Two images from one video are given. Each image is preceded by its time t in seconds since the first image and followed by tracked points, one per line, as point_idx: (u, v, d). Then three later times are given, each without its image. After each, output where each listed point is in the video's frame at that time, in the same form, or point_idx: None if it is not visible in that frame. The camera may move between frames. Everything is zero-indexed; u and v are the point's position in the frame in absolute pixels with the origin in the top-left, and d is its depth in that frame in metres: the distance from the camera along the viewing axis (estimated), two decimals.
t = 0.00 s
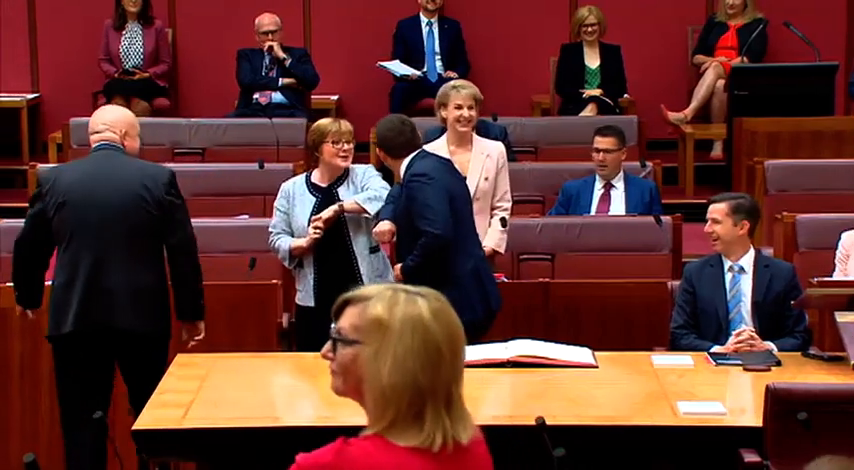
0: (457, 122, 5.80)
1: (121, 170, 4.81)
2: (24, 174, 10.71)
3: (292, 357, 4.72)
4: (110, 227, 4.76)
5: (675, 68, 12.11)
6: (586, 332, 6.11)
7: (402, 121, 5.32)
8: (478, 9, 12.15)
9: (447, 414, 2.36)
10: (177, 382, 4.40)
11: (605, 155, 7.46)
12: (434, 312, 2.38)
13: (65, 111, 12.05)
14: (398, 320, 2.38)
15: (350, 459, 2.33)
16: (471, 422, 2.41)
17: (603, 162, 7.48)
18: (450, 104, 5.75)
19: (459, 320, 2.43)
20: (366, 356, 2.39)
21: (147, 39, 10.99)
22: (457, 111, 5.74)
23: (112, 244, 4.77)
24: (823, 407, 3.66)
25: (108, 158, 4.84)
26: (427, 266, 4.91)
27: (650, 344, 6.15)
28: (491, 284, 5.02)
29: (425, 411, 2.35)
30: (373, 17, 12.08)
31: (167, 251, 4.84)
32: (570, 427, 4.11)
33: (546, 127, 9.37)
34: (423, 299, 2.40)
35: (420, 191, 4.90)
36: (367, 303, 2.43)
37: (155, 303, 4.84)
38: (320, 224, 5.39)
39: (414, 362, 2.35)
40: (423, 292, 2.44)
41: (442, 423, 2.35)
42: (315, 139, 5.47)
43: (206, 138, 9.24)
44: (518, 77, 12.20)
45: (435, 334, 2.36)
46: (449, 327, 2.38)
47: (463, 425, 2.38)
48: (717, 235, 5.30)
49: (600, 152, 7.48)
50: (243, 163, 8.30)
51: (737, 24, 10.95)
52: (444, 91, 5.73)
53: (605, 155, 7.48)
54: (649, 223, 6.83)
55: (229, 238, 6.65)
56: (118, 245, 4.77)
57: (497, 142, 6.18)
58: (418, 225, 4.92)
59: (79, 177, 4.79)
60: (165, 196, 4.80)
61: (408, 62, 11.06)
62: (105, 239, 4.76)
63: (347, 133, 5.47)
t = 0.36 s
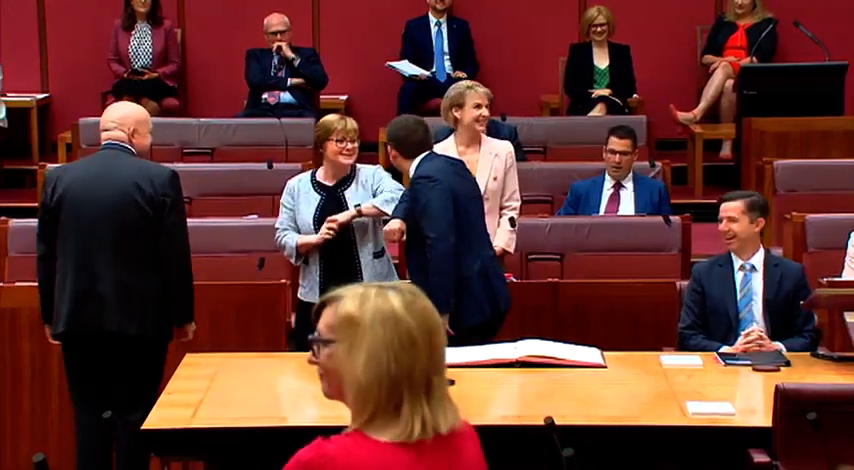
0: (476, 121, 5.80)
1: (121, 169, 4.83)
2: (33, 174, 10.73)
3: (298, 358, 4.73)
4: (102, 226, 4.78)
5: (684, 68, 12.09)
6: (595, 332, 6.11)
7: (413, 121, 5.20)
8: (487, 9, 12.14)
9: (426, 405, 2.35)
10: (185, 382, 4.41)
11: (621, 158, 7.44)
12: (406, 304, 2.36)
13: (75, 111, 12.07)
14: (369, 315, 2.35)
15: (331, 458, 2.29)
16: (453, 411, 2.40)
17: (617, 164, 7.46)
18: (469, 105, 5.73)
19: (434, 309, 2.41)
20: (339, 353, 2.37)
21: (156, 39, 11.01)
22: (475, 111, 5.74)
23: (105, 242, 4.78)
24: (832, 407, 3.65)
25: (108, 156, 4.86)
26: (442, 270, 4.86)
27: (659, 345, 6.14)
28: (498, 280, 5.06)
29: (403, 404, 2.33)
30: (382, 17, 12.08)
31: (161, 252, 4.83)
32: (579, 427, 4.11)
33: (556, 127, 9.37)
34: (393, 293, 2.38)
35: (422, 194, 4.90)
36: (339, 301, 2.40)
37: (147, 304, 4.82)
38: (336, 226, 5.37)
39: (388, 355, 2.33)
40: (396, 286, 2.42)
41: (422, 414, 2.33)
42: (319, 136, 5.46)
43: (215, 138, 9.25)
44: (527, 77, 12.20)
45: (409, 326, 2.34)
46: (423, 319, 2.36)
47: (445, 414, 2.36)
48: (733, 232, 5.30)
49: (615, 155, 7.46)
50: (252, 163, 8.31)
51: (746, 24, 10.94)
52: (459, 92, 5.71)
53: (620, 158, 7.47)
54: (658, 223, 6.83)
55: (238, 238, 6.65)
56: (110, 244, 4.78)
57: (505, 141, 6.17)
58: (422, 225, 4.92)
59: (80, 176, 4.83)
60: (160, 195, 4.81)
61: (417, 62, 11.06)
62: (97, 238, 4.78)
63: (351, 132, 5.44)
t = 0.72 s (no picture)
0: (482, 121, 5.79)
1: (132, 171, 4.83)
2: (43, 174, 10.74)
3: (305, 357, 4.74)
4: (111, 228, 4.79)
5: (692, 68, 12.09)
6: (603, 332, 6.11)
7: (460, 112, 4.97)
8: (496, 9, 12.13)
9: (436, 396, 2.37)
10: (195, 381, 4.41)
11: (632, 157, 7.41)
12: (417, 296, 2.39)
13: (84, 111, 12.08)
14: (379, 306, 2.38)
15: (342, 450, 2.31)
16: (463, 402, 2.42)
17: (628, 163, 7.44)
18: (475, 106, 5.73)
19: (445, 300, 2.43)
20: (350, 344, 2.39)
21: (166, 39, 11.02)
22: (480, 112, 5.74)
23: (113, 244, 4.79)
24: (841, 408, 3.65)
25: (120, 158, 4.87)
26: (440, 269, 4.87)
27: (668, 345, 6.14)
28: (496, 281, 5.08)
29: (412, 396, 2.35)
30: (391, 17, 12.09)
31: (169, 255, 4.83)
32: (588, 427, 4.11)
33: (564, 127, 9.36)
34: (404, 283, 2.41)
35: (437, 185, 4.88)
36: (350, 293, 2.43)
37: (156, 306, 4.83)
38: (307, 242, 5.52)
39: (398, 346, 2.35)
40: (408, 277, 2.44)
41: (431, 405, 2.36)
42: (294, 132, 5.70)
43: (224, 139, 9.25)
44: (535, 77, 12.20)
45: (420, 317, 2.37)
46: (434, 310, 2.39)
47: (455, 404, 2.39)
48: (764, 233, 5.15)
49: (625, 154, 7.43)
50: (262, 164, 8.31)
51: (755, 24, 10.92)
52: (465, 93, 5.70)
53: (631, 157, 7.43)
54: (667, 223, 6.82)
55: (248, 238, 6.65)
56: (119, 246, 4.79)
57: (515, 142, 6.21)
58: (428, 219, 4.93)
59: (92, 175, 4.84)
60: (170, 199, 4.81)
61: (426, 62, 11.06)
62: (106, 240, 4.80)
63: (325, 127, 5.68)
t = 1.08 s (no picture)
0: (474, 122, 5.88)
1: (146, 172, 4.83)
2: (52, 174, 10.76)
3: (297, 358, 4.74)
4: (127, 229, 4.79)
5: (701, 68, 12.08)
6: (610, 332, 6.11)
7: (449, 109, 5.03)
8: (504, 9, 12.13)
9: (459, 390, 2.41)
10: (204, 381, 4.42)
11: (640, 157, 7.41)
12: (436, 293, 2.43)
13: (93, 111, 12.10)
14: (400, 302, 2.42)
15: (365, 441, 2.34)
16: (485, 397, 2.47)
17: (636, 163, 7.44)
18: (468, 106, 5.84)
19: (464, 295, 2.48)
20: (371, 340, 2.43)
21: (174, 39, 11.03)
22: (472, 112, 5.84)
23: (129, 246, 4.80)
24: (851, 408, 3.64)
25: (135, 159, 4.87)
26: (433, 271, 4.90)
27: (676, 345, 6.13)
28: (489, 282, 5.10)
29: (434, 391, 2.40)
30: (398, 17, 12.10)
31: (184, 258, 4.84)
32: (596, 426, 4.10)
33: (572, 127, 9.35)
34: (424, 281, 2.45)
35: (430, 185, 4.93)
36: (369, 290, 2.47)
37: (169, 307, 4.84)
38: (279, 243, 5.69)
39: (420, 341, 2.39)
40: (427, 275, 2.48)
41: (454, 399, 2.40)
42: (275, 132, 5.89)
43: (232, 138, 9.25)
44: (543, 77, 12.19)
45: (440, 313, 2.41)
46: (454, 306, 2.43)
47: (477, 398, 2.43)
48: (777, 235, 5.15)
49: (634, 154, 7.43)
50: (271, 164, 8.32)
51: (763, 23, 10.91)
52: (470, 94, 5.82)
53: (639, 157, 7.42)
54: (675, 223, 6.82)
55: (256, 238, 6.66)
56: (135, 248, 4.80)
57: (527, 143, 6.22)
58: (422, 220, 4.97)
59: (106, 176, 4.84)
60: (185, 201, 4.81)
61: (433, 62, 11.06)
62: (121, 241, 4.80)
63: (299, 131, 5.84)
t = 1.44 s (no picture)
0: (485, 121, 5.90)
1: (162, 172, 4.84)
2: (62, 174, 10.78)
3: (257, 358, 4.75)
4: (143, 228, 4.79)
5: (709, 68, 12.06)
6: (617, 331, 6.10)
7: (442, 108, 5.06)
8: (513, 9, 12.12)
9: (436, 393, 2.42)
10: (213, 381, 4.42)
11: (648, 157, 7.40)
12: (414, 295, 2.43)
13: (103, 111, 12.11)
14: (375, 304, 2.43)
15: (343, 443, 2.36)
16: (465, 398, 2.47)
17: (645, 163, 7.43)
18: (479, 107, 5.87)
19: (446, 297, 2.48)
20: (349, 341, 2.44)
21: (183, 39, 11.03)
22: (482, 112, 5.86)
23: (145, 245, 4.79)
24: None
25: (151, 159, 4.87)
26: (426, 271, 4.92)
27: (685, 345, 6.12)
28: (489, 281, 5.11)
29: (411, 393, 2.40)
30: (407, 17, 12.10)
31: (200, 258, 4.85)
32: (605, 427, 4.10)
33: (581, 127, 9.33)
34: (403, 283, 2.46)
35: (425, 185, 4.96)
36: (350, 292, 2.48)
37: (185, 306, 4.84)
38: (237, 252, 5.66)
39: (396, 343, 2.40)
40: (408, 277, 2.49)
41: (431, 401, 2.41)
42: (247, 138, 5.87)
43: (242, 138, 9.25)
44: (552, 77, 12.18)
45: (416, 314, 2.42)
46: (431, 308, 2.44)
47: (456, 400, 2.44)
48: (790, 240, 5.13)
49: (642, 153, 7.43)
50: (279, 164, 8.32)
51: (772, 23, 10.88)
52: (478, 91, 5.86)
53: (648, 157, 7.42)
54: (684, 223, 6.82)
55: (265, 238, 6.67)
56: (151, 247, 4.79)
57: (540, 148, 6.18)
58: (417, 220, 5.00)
59: (122, 175, 4.83)
60: (202, 201, 4.82)
61: (442, 62, 11.06)
62: (137, 240, 4.80)
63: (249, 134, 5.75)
